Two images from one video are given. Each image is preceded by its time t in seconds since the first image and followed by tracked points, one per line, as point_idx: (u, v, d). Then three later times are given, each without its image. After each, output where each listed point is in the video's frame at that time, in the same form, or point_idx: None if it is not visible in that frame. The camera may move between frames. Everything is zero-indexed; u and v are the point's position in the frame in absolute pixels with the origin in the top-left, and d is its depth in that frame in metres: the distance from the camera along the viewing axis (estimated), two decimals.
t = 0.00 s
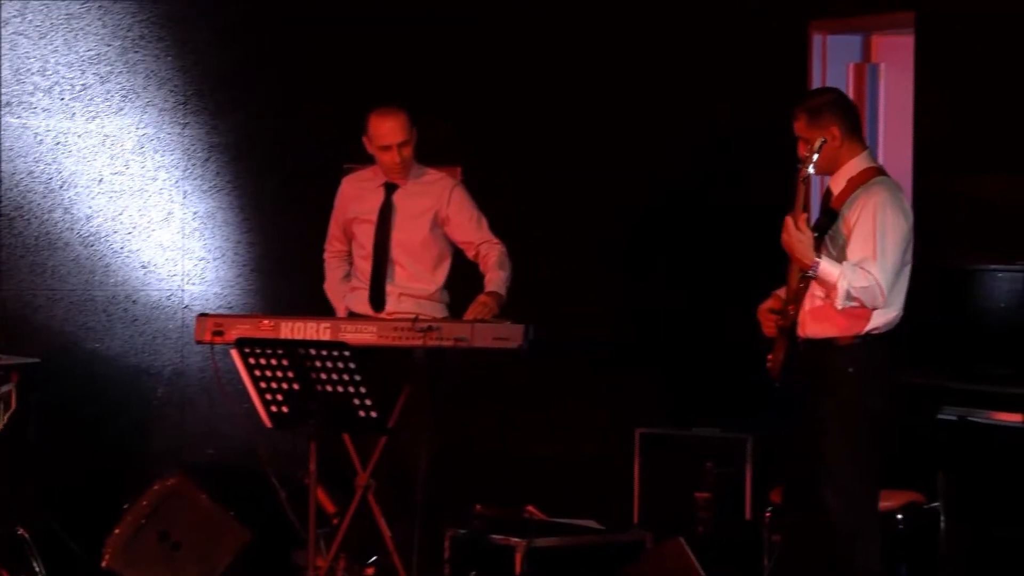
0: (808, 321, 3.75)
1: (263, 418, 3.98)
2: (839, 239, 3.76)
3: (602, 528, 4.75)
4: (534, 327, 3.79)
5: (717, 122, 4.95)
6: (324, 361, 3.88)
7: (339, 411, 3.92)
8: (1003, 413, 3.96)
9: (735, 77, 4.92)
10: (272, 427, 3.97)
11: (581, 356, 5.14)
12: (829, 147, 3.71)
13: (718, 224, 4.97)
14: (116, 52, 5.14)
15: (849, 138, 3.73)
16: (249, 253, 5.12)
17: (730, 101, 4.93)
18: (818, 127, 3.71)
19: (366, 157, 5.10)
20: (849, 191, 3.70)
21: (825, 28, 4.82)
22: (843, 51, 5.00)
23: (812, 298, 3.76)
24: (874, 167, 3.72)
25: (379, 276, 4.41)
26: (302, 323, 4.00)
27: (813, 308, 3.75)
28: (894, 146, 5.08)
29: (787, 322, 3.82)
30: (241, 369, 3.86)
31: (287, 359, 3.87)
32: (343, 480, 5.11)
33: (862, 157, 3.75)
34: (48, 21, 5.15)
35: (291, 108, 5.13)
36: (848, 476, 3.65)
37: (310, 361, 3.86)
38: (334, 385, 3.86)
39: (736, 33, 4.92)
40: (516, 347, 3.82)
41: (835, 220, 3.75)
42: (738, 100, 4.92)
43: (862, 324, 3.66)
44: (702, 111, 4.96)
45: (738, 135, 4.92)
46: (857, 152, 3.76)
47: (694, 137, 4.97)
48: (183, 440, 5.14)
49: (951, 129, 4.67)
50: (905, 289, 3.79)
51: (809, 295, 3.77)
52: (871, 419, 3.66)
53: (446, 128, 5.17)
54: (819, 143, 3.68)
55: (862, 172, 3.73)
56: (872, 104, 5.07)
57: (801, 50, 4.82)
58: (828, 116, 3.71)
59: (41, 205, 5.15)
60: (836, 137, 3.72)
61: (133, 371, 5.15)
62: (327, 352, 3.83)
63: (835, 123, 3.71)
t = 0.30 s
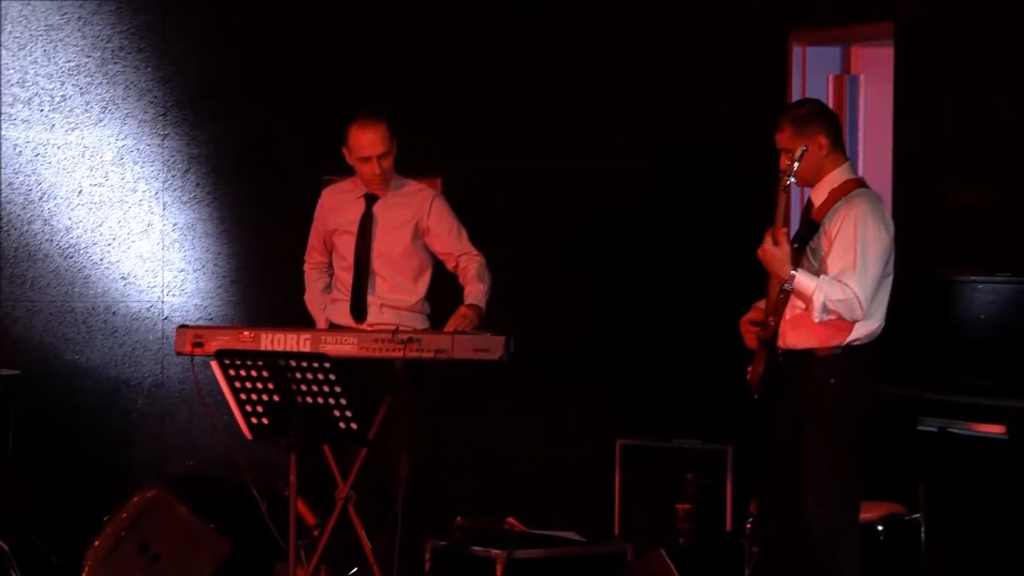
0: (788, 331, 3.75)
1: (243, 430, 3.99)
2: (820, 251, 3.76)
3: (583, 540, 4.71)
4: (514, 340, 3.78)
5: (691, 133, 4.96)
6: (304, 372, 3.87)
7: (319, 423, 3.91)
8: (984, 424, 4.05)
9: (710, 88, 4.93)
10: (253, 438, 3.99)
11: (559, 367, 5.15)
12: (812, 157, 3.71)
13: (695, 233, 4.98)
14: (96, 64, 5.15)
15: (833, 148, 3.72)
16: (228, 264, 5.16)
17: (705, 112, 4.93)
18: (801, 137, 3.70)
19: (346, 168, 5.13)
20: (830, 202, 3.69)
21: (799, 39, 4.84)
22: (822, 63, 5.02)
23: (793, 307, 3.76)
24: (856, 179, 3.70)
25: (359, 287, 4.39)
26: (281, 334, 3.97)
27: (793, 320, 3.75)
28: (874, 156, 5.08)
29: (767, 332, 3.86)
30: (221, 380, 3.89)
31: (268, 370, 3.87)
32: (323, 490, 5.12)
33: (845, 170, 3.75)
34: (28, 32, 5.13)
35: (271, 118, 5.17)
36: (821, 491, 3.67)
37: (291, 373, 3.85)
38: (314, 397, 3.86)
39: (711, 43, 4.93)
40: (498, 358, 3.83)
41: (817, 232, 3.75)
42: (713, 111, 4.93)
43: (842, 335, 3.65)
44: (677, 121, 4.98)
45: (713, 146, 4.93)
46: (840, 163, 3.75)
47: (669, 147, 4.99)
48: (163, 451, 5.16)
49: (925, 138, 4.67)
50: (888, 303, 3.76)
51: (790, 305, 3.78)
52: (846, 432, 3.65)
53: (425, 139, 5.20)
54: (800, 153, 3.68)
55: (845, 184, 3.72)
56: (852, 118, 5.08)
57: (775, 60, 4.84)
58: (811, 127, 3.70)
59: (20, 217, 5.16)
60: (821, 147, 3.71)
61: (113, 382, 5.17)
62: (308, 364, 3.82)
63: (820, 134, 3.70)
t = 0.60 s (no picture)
0: (786, 332, 3.75)
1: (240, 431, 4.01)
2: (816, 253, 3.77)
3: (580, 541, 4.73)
4: (512, 341, 3.79)
5: (686, 135, 4.97)
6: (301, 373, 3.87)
7: (316, 424, 3.91)
8: (979, 425, 4.06)
9: (705, 91, 4.94)
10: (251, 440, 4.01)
11: (556, 368, 5.15)
12: (808, 158, 3.71)
13: (690, 236, 4.98)
14: (92, 65, 5.15)
15: (830, 149, 3.72)
16: (225, 265, 5.16)
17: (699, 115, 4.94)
18: (798, 138, 3.71)
19: (343, 169, 5.12)
20: (827, 204, 3.69)
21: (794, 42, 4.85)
22: (818, 65, 5.03)
23: (791, 307, 3.77)
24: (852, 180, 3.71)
25: (356, 288, 4.37)
26: (279, 335, 3.99)
27: (791, 321, 3.75)
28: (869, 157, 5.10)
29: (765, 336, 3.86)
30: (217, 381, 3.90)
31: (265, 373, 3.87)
32: (320, 491, 5.12)
33: (841, 171, 3.75)
34: (24, 33, 5.14)
35: (266, 120, 5.16)
36: (818, 493, 3.68)
37: (287, 375, 3.85)
38: (310, 398, 3.86)
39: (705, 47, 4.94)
40: (495, 359, 3.82)
41: (814, 233, 3.75)
42: (708, 114, 4.94)
43: (840, 336, 3.65)
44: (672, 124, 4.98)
45: (708, 149, 4.94)
46: (836, 165, 3.76)
47: (664, 150, 4.99)
48: (160, 452, 5.16)
49: (918, 142, 4.70)
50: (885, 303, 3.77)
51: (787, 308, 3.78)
52: (840, 434, 3.65)
53: (421, 141, 5.20)
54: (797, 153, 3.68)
55: (841, 186, 3.72)
56: (849, 121, 5.08)
57: (770, 63, 4.85)
58: (808, 128, 3.71)
59: (16, 218, 5.17)
60: (818, 148, 3.71)
61: (110, 384, 5.17)
62: (305, 366, 3.82)
63: (817, 136, 3.71)
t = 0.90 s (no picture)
0: (789, 331, 3.75)
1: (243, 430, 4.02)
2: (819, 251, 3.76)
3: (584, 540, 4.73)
4: (514, 340, 3.84)
5: (688, 136, 4.98)
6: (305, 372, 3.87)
7: (320, 423, 3.91)
8: (984, 425, 4.08)
9: (707, 91, 4.95)
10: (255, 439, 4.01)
11: (558, 368, 5.15)
12: (813, 157, 3.72)
13: (691, 236, 5.00)
14: (96, 65, 5.14)
15: (835, 148, 3.73)
16: (229, 265, 5.17)
17: (701, 115, 4.97)
18: (803, 136, 3.71)
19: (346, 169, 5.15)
20: (831, 201, 3.70)
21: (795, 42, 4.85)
22: (821, 64, 5.04)
23: (792, 305, 3.75)
24: (856, 179, 3.72)
25: (360, 287, 4.38)
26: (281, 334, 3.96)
27: (796, 320, 3.73)
28: (874, 155, 5.09)
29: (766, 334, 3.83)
30: (222, 381, 3.90)
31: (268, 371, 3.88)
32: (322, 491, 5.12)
33: (845, 170, 3.76)
34: (28, 33, 5.10)
35: (268, 121, 5.17)
36: (821, 491, 3.68)
37: (292, 373, 3.86)
38: (314, 397, 3.87)
39: (706, 48, 4.96)
40: (497, 359, 3.87)
41: (818, 231, 3.76)
42: (709, 114, 4.96)
43: (845, 335, 3.65)
44: (674, 124, 4.99)
45: (710, 149, 4.95)
46: (840, 164, 3.76)
47: (665, 150, 5.00)
48: (164, 452, 5.17)
49: (919, 141, 4.70)
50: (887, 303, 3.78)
51: (790, 305, 3.76)
52: (843, 433, 3.66)
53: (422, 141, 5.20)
54: (803, 151, 3.69)
55: (845, 184, 3.73)
56: (852, 120, 5.08)
57: (772, 63, 4.86)
58: (814, 126, 3.72)
59: (20, 217, 5.13)
60: (824, 147, 3.72)
61: (112, 383, 5.17)
62: (308, 364, 3.82)
63: (822, 134, 3.71)
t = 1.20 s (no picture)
0: (791, 329, 3.75)
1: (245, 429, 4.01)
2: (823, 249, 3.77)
3: (586, 539, 4.73)
4: (517, 338, 3.85)
5: (688, 135, 4.98)
6: (307, 371, 3.88)
7: (321, 422, 3.92)
8: (985, 424, 4.11)
9: (708, 91, 4.96)
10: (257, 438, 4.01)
11: (558, 369, 5.16)
12: (818, 155, 3.72)
13: (692, 235, 5.00)
14: (98, 64, 5.10)
15: (839, 146, 3.73)
16: (230, 263, 5.19)
17: (701, 114, 4.97)
18: (808, 134, 3.71)
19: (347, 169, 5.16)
20: (834, 200, 3.70)
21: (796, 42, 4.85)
22: (823, 63, 5.03)
23: (795, 301, 3.77)
24: (859, 178, 3.72)
25: (362, 286, 4.37)
26: (283, 334, 3.90)
27: (796, 315, 3.74)
28: (875, 154, 5.07)
29: (768, 332, 3.82)
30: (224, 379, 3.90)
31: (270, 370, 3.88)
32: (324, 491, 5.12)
33: (848, 168, 3.76)
34: (30, 31, 5.04)
35: (269, 121, 5.18)
36: (824, 489, 3.68)
37: (293, 372, 3.86)
38: (316, 395, 3.87)
39: (708, 47, 4.97)
40: (499, 358, 3.85)
41: (821, 229, 3.76)
42: (710, 114, 4.96)
43: (850, 333, 3.64)
44: (674, 124, 5.00)
45: (710, 148, 4.95)
46: (844, 162, 3.76)
47: (665, 150, 5.00)
48: (166, 450, 5.19)
49: (920, 141, 4.70)
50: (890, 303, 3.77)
51: (791, 303, 3.78)
52: (843, 432, 3.66)
53: (422, 140, 5.21)
54: (808, 149, 3.69)
55: (849, 182, 3.73)
56: (854, 119, 5.06)
57: (772, 63, 4.86)
58: (818, 124, 3.72)
59: (22, 216, 5.08)
60: (828, 145, 3.72)
61: (114, 382, 5.16)
62: (310, 363, 3.84)
63: (827, 132, 3.71)
